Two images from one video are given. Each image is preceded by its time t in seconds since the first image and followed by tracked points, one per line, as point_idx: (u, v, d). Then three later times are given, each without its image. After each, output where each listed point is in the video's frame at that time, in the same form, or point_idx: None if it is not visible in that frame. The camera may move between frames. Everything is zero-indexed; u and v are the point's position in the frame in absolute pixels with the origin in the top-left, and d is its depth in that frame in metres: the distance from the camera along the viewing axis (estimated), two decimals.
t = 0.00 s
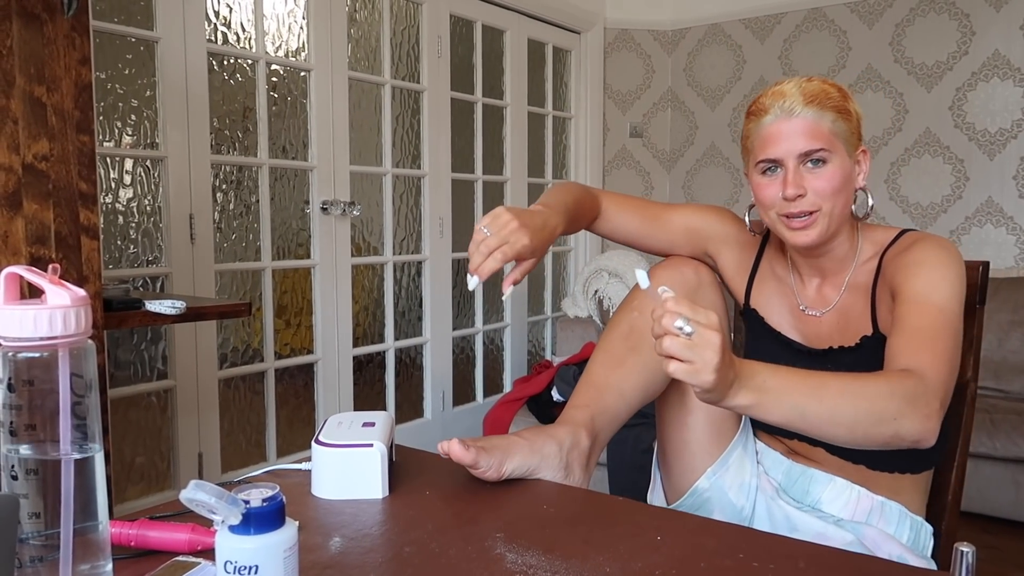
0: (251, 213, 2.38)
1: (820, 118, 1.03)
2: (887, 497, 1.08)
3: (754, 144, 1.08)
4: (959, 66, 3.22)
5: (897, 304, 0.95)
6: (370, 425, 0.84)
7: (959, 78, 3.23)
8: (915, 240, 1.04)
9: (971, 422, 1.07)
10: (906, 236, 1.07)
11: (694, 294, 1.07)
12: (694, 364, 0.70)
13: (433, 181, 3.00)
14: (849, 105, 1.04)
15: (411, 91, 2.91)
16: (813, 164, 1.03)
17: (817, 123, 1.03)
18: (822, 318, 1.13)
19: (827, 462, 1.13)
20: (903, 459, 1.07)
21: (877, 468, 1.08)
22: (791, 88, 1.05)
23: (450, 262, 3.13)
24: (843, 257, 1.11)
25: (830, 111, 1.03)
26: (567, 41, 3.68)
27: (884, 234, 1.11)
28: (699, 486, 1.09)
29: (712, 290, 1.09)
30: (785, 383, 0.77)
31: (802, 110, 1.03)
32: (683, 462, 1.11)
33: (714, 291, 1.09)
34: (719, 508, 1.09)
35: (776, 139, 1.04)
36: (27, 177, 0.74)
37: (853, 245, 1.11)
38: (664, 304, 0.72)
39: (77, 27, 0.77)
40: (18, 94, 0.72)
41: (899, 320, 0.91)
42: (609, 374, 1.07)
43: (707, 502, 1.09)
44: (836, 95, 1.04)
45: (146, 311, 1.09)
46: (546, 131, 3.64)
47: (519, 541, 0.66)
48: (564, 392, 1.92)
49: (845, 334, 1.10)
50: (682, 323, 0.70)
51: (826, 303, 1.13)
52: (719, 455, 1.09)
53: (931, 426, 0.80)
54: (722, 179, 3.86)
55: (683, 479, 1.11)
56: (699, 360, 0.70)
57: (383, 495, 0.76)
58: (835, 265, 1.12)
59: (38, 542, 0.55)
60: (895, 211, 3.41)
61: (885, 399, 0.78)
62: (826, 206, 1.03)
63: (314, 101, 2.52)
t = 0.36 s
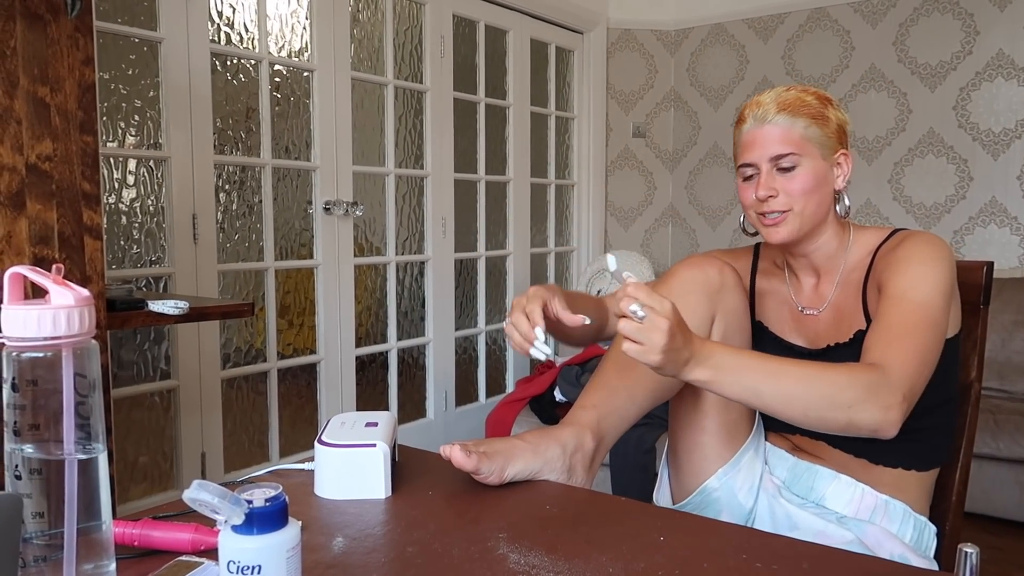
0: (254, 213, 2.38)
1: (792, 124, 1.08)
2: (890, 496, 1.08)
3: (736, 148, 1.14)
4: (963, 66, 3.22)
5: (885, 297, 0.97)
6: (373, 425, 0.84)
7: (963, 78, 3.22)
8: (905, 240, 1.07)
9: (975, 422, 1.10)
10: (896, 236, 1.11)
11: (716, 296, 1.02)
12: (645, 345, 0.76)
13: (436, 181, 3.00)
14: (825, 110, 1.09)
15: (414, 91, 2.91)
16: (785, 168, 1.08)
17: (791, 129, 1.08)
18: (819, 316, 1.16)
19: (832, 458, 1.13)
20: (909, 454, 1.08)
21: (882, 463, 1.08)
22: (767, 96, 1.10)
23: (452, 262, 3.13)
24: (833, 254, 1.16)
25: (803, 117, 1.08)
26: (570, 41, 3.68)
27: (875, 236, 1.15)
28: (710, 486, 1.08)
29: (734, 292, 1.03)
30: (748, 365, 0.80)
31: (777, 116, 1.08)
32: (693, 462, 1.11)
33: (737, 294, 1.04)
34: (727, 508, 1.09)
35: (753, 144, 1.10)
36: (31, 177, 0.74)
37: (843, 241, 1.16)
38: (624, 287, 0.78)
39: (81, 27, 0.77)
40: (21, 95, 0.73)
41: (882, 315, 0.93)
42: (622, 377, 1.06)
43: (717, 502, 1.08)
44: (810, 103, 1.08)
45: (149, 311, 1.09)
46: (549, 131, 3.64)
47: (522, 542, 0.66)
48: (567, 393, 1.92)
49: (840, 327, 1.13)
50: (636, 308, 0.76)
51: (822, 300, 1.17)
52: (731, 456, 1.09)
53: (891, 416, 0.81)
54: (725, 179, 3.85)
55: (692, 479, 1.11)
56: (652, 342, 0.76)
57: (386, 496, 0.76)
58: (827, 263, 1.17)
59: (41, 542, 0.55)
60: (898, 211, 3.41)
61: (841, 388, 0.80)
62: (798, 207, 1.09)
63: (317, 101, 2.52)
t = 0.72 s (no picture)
0: (257, 214, 2.38)
1: (789, 129, 1.07)
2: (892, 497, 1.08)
3: (736, 148, 1.14)
4: (966, 66, 3.21)
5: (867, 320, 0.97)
6: (375, 425, 0.84)
7: (966, 77, 3.21)
8: (898, 259, 1.06)
9: (980, 422, 1.08)
10: (892, 251, 1.10)
11: (726, 297, 1.01)
12: (604, 390, 0.80)
13: (439, 181, 3.00)
14: (825, 115, 1.08)
15: (417, 91, 2.91)
16: (781, 173, 1.08)
17: (789, 133, 1.08)
18: (816, 320, 1.18)
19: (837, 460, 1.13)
20: (908, 458, 1.09)
21: (880, 466, 1.10)
22: (767, 99, 1.09)
23: (455, 262, 3.13)
24: (833, 258, 1.17)
25: (801, 122, 1.07)
26: (572, 41, 3.68)
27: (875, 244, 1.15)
28: (716, 487, 1.10)
29: (743, 294, 1.03)
30: (710, 403, 0.83)
31: (775, 120, 1.07)
32: (700, 463, 1.12)
33: (746, 296, 1.04)
34: (732, 510, 1.09)
35: (751, 147, 1.10)
36: (34, 178, 0.74)
37: (842, 246, 1.16)
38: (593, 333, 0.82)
39: (83, 27, 0.77)
40: (24, 95, 0.73)
41: (861, 339, 0.94)
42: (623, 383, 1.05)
43: (723, 504, 1.10)
44: (812, 106, 1.08)
45: (152, 311, 1.09)
46: (552, 131, 3.63)
47: (524, 542, 0.66)
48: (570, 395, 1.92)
49: (835, 337, 1.15)
50: (597, 353, 0.80)
51: (819, 304, 1.18)
52: (737, 457, 1.10)
53: (852, 451, 0.84)
54: (727, 179, 3.84)
55: (699, 480, 1.12)
56: (612, 386, 0.79)
57: (388, 496, 0.76)
58: (825, 266, 1.17)
59: (43, 542, 0.55)
60: (901, 211, 3.40)
61: (799, 427, 0.83)
62: (792, 212, 1.10)
63: (320, 102, 2.52)
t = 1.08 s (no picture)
0: (260, 214, 2.39)
1: (808, 124, 1.08)
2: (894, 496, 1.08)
3: (750, 145, 1.14)
4: (969, 65, 3.21)
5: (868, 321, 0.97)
6: (379, 425, 0.84)
7: (970, 77, 3.21)
8: (899, 260, 1.06)
9: (984, 422, 1.07)
10: (894, 252, 1.10)
11: (728, 297, 1.01)
12: (593, 394, 0.82)
13: (442, 181, 3.01)
14: (841, 112, 1.09)
15: (419, 91, 2.91)
16: (799, 169, 1.09)
17: (808, 129, 1.09)
18: (816, 318, 1.18)
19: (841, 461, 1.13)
20: (910, 458, 1.10)
21: (882, 466, 1.10)
22: (785, 94, 1.10)
23: (458, 262, 3.13)
24: (836, 258, 1.17)
25: (820, 118, 1.08)
26: (575, 41, 3.68)
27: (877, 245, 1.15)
28: (717, 487, 1.10)
29: (744, 293, 1.03)
30: (709, 406, 0.84)
31: (793, 116, 1.08)
32: (702, 463, 1.13)
33: (747, 296, 1.04)
34: (734, 510, 1.10)
35: (769, 143, 1.10)
36: (39, 178, 0.74)
37: (844, 247, 1.16)
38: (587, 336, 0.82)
39: (88, 28, 0.77)
40: (28, 95, 0.73)
41: (860, 340, 0.94)
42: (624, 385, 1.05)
43: (724, 503, 1.10)
44: (829, 103, 1.09)
45: (155, 311, 1.09)
46: (555, 130, 3.64)
47: (527, 541, 0.66)
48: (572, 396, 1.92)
49: (835, 336, 1.15)
50: (585, 358, 0.82)
51: (819, 304, 1.18)
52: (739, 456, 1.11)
53: (848, 454, 0.85)
54: (730, 178, 3.84)
55: (702, 480, 1.13)
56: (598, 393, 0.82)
57: (392, 496, 0.77)
58: (828, 266, 1.18)
59: (49, 541, 0.55)
60: (905, 210, 3.39)
61: (794, 431, 0.84)
62: (810, 207, 1.10)
63: (323, 102, 2.53)
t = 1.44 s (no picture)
0: (263, 214, 2.39)
1: (815, 123, 1.08)
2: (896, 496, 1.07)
3: (754, 145, 1.14)
4: (973, 64, 3.20)
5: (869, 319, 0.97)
6: (381, 425, 0.84)
7: (973, 76, 3.20)
8: (899, 257, 1.06)
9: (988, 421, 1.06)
10: (894, 248, 1.10)
11: (727, 296, 1.01)
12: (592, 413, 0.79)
13: (444, 181, 3.01)
14: (846, 110, 1.10)
15: (422, 91, 2.91)
16: (807, 168, 1.09)
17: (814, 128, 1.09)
18: (818, 318, 1.18)
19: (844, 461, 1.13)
20: (911, 457, 1.10)
21: (884, 465, 1.10)
22: (790, 93, 1.10)
23: (460, 262, 3.13)
24: (837, 257, 1.17)
25: (826, 116, 1.08)
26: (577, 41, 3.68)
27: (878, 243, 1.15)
28: (718, 487, 1.10)
29: (743, 293, 1.03)
30: (708, 408, 0.83)
31: (799, 114, 1.08)
32: (703, 463, 1.13)
33: (746, 295, 1.04)
34: (735, 510, 1.09)
35: (775, 142, 1.10)
36: (41, 178, 0.74)
37: (845, 245, 1.16)
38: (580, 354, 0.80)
39: (90, 29, 0.77)
40: (31, 96, 0.73)
41: (861, 337, 0.94)
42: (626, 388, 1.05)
43: (725, 503, 1.10)
44: (833, 101, 1.09)
45: (159, 311, 1.09)
46: (557, 130, 3.63)
47: (529, 541, 0.66)
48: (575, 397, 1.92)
49: (837, 335, 1.15)
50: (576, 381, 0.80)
51: (820, 303, 1.18)
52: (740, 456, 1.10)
53: (854, 448, 0.84)
54: (733, 178, 3.84)
55: (703, 479, 1.12)
56: (599, 408, 0.78)
57: (394, 496, 0.77)
58: (829, 266, 1.18)
59: (51, 541, 0.55)
60: (908, 210, 3.39)
61: (800, 426, 0.83)
62: (819, 206, 1.10)
63: (326, 102, 2.53)
